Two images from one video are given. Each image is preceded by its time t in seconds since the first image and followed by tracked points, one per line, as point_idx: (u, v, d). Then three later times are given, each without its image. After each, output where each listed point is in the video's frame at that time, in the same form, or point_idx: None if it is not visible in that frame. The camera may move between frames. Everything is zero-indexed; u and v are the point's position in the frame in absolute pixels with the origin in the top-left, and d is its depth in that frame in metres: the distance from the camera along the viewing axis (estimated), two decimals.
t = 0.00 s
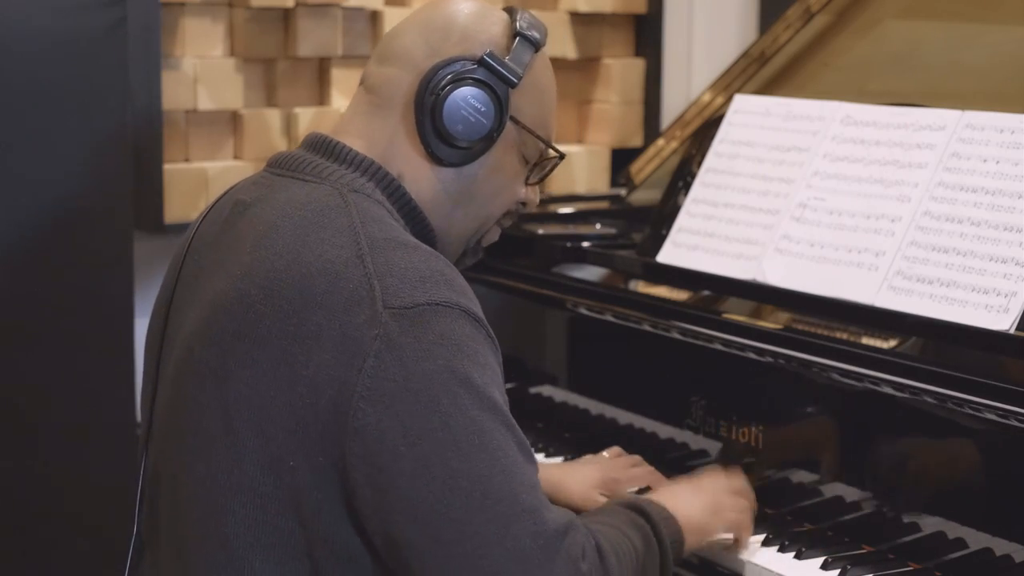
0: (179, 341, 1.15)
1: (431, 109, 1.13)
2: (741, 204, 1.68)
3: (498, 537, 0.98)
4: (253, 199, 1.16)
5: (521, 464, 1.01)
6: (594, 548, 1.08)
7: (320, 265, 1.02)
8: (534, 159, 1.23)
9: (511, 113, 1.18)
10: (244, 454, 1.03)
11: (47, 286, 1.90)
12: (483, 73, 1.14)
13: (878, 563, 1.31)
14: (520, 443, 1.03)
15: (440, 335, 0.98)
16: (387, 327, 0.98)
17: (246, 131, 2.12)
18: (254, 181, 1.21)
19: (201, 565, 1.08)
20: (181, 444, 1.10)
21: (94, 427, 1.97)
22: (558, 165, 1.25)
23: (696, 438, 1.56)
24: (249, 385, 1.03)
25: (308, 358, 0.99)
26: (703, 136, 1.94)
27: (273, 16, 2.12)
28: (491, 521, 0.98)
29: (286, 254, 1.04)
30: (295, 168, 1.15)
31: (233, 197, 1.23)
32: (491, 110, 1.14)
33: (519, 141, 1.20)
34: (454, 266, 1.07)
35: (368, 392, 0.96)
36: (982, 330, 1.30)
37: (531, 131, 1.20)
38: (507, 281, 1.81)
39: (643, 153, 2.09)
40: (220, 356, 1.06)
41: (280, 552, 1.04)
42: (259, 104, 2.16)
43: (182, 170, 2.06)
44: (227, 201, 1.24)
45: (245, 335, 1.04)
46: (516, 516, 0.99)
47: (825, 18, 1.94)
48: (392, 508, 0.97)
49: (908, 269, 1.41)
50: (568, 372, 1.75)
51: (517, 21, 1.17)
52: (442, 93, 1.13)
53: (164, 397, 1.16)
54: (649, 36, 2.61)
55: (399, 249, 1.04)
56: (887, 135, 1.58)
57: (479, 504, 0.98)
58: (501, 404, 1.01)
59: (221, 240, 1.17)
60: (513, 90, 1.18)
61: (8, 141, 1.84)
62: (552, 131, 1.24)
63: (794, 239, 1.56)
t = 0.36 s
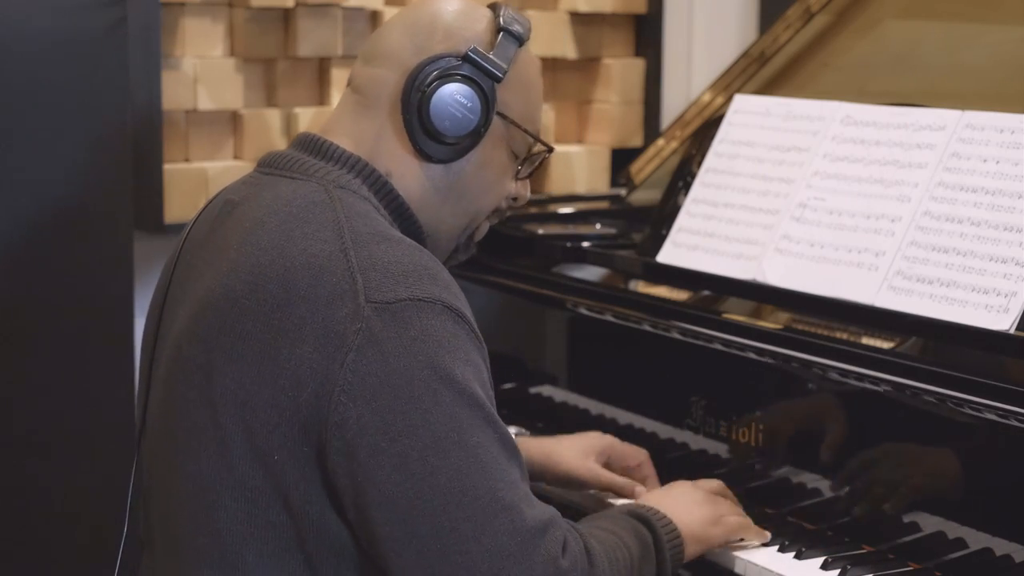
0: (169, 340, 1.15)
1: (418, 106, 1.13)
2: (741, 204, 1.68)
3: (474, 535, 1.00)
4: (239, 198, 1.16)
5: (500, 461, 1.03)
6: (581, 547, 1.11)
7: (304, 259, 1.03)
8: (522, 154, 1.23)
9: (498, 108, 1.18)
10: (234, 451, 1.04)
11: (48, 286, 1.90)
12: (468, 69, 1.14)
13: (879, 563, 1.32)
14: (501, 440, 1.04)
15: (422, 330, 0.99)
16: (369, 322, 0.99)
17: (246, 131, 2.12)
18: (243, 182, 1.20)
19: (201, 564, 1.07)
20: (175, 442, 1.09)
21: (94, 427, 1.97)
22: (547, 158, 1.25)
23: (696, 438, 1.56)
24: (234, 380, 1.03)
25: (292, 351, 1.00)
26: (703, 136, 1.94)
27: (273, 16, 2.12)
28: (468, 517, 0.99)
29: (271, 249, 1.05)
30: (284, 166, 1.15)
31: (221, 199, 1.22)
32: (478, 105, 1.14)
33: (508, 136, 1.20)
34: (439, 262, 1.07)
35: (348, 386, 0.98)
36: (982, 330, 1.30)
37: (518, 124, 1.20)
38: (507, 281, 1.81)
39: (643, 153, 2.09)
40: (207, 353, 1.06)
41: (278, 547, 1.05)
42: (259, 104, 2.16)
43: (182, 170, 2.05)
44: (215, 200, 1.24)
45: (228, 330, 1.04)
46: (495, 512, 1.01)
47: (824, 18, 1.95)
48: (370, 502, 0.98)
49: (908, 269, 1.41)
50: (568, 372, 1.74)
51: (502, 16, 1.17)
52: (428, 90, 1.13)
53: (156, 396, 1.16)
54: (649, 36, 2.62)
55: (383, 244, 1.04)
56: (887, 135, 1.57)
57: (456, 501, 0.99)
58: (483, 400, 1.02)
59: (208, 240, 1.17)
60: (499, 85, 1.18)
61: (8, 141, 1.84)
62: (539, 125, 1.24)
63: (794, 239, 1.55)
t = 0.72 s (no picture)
0: (168, 340, 1.15)
1: (406, 101, 1.13)
2: (741, 204, 1.68)
3: (485, 520, 1.00)
4: (233, 199, 1.16)
5: (506, 445, 1.03)
6: (590, 529, 1.11)
7: (297, 256, 1.03)
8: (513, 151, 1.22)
9: (487, 105, 1.17)
10: (235, 452, 1.04)
11: (48, 286, 1.90)
12: (457, 65, 1.14)
13: (878, 562, 1.32)
14: (505, 426, 1.04)
15: (419, 321, 0.99)
16: (367, 315, 0.99)
17: (245, 131, 2.12)
18: (236, 182, 1.20)
19: (202, 563, 1.08)
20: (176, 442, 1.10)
21: (94, 427, 1.97)
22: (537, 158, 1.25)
23: (696, 438, 1.56)
24: (233, 380, 1.03)
25: (291, 348, 1.00)
26: (703, 136, 1.94)
27: (273, 16, 2.12)
28: (476, 502, 1.00)
29: (265, 247, 1.05)
30: (276, 166, 1.16)
31: (214, 199, 1.22)
32: (467, 102, 1.14)
33: (497, 133, 1.19)
34: (434, 253, 1.07)
35: (350, 378, 0.98)
36: (982, 330, 1.30)
37: (507, 122, 1.19)
38: (507, 281, 1.81)
39: (643, 153, 2.09)
40: (205, 353, 1.06)
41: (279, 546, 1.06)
42: (259, 104, 2.16)
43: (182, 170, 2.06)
44: (208, 201, 1.24)
45: (224, 330, 1.05)
46: (503, 496, 1.01)
47: (824, 18, 1.95)
48: (378, 494, 0.98)
49: (908, 269, 1.41)
50: (568, 372, 1.75)
51: (494, 13, 1.16)
52: (417, 85, 1.12)
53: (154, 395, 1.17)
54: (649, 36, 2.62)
55: (376, 238, 1.05)
56: (887, 135, 1.57)
57: (464, 487, 0.99)
58: (484, 387, 1.02)
59: (203, 242, 1.17)
60: (489, 81, 1.17)
61: (8, 141, 1.84)
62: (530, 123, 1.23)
63: (794, 239, 1.55)
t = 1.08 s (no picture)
0: (166, 341, 1.15)
1: (390, 96, 1.12)
2: (741, 204, 1.68)
3: (467, 530, 0.99)
4: (227, 200, 1.16)
5: (494, 453, 1.02)
6: (575, 539, 1.10)
7: (289, 259, 1.03)
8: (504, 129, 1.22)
9: (475, 88, 1.17)
10: (231, 452, 1.04)
11: (49, 286, 1.90)
12: (436, 53, 1.12)
13: (878, 563, 1.32)
14: (494, 433, 1.03)
15: (409, 325, 0.99)
16: (357, 318, 0.98)
17: (245, 131, 2.12)
18: (230, 182, 1.21)
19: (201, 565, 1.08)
20: (175, 441, 1.10)
21: (94, 427, 1.97)
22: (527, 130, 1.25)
23: (696, 438, 1.56)
24: (229, 380, 1.04)
25: (282, 352, 1.00)
26: (703, 136, 1.94)
27: (273, 16, 2.12)
28: (459, 513, 0.99)
29: (257, 249, 1.05)
30: (270, 166, 1.16)
31: (209, 199, 1.23)
32: (452, 89, 1.13)
33: (487, 112, 1.19)
34: (428, 255, 1.07)
35: (339, 382, 0.97)
36: (982, 330, 1.30)
37: (495, 100, 1.19)
38: (506, 281, 1.81)
39: (643, 154, 2.09)
40: (201, 355, 1.07)
41: (277, 547, 1.05)
42: (259, 104, 2.16)
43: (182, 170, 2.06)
44: (204, 201, 1.25)
45: (220, 331, 1.05)
46: (486, 507, 1.00)
47: (824, 18, 1.95)
48: (363, 499, 0.98)
49: (908, 269, 1.41)
50: (567, 372, 1.75)
51: None
52: (400, 79, 1.12)
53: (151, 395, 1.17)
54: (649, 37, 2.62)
55: (369, 239, 1.04)
56: (887, 135, 1.57)
57: (447, 496, 0.99)
58: (474, 393, 1.02)
59: (199, 243, 1.17)
60: (471, 63, 1.17)
61: (8, 141, 1.84)
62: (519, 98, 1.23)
63: (794, 239, 1.55)
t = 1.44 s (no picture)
0: (166, 343, 1.15)
1: (389, 100, 1.13)
2: (741, 204, 1.68)
3: (468, 537, 1.00)
4: (223, 203, 1.16)
5: (494, 459, 1.02)
6: (575, 538, 1.11)
7: (287, 266, 1.03)
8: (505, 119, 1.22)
9: (473, 82, 1.18)
10: (229, 456, 1.04)
11: (49, 286, 1.90)
12: (431, 54, 1.12)
13: (879, 562, 1.32)
14: (495, 439, 1.03)
15: (409, 332, 0.99)
16: (356, 326, 0.98)
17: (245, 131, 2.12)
18: (227, 183, 1.21)
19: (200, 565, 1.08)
20: (175, 442, 1.10)
21: (94, 427, 1.97)
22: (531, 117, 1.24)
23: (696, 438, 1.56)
24: (227, 384, 1.04)
25: (281, 360, 1.00)
26: (704, 136, 1.95)
27: (274, 16, 2.12)
28: (461, 520, 1.00)
29: (255, 255, 1.05)
30: (266, 167, 1.16)
31: (206, 200, 1.23)
32: (449, 88, 1.13)
33: (487, 105, 1.19)
34: (427, 258, 1.07)
35: (337, 391, 0.97)
36: (982, 330, 1.31)
37: (495, 93, 1.19)
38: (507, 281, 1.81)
39: (643, 153, 2.09)
40: (200, 360, 1.07)
41: (278, 548, 1.05)
42: (259, 104, 2.16)
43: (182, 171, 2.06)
44: (201, 202, 1.25)
45: (219, 337, 1.05)
46: (487, 513, 1.01)
47: (825, 18, 1.92)
48: (364, 506, 0.98)
49: (908, 269, 1.41)
50: (567, 372, 1.75)
51: None
52: (397, 84, 1.12)
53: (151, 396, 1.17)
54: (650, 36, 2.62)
55: (368, 245, 1.04)
56: (887, 135, 1.57)
57: (448, 503, 0.99)
58: (474, 400, 1.02)
59: (196, 247, 1.17)
60: (469, 58, 1.17)
61: (9, 141, 1.84)
62: (519, 86, 1.23)
63: (794, 239, 1.55)
